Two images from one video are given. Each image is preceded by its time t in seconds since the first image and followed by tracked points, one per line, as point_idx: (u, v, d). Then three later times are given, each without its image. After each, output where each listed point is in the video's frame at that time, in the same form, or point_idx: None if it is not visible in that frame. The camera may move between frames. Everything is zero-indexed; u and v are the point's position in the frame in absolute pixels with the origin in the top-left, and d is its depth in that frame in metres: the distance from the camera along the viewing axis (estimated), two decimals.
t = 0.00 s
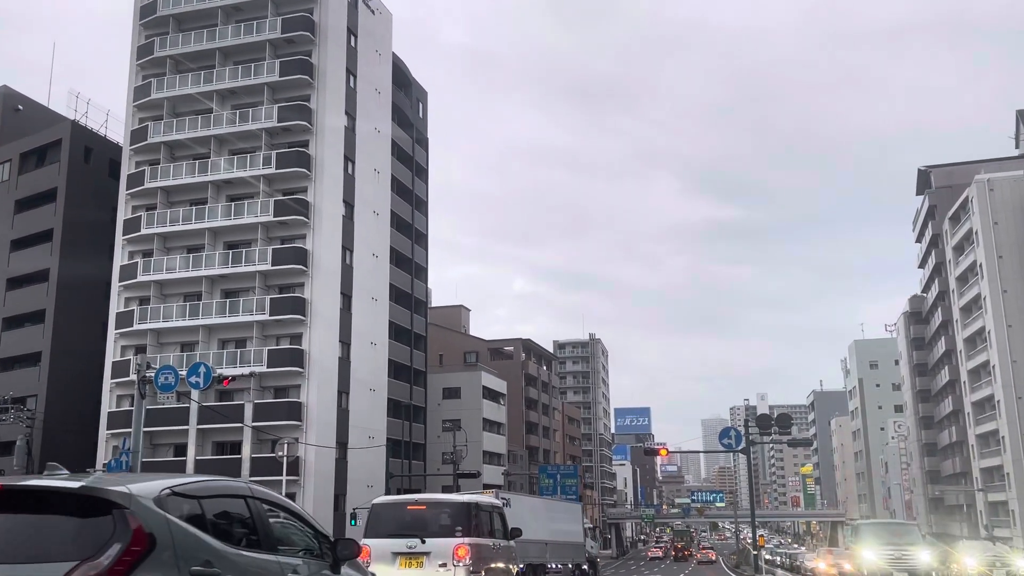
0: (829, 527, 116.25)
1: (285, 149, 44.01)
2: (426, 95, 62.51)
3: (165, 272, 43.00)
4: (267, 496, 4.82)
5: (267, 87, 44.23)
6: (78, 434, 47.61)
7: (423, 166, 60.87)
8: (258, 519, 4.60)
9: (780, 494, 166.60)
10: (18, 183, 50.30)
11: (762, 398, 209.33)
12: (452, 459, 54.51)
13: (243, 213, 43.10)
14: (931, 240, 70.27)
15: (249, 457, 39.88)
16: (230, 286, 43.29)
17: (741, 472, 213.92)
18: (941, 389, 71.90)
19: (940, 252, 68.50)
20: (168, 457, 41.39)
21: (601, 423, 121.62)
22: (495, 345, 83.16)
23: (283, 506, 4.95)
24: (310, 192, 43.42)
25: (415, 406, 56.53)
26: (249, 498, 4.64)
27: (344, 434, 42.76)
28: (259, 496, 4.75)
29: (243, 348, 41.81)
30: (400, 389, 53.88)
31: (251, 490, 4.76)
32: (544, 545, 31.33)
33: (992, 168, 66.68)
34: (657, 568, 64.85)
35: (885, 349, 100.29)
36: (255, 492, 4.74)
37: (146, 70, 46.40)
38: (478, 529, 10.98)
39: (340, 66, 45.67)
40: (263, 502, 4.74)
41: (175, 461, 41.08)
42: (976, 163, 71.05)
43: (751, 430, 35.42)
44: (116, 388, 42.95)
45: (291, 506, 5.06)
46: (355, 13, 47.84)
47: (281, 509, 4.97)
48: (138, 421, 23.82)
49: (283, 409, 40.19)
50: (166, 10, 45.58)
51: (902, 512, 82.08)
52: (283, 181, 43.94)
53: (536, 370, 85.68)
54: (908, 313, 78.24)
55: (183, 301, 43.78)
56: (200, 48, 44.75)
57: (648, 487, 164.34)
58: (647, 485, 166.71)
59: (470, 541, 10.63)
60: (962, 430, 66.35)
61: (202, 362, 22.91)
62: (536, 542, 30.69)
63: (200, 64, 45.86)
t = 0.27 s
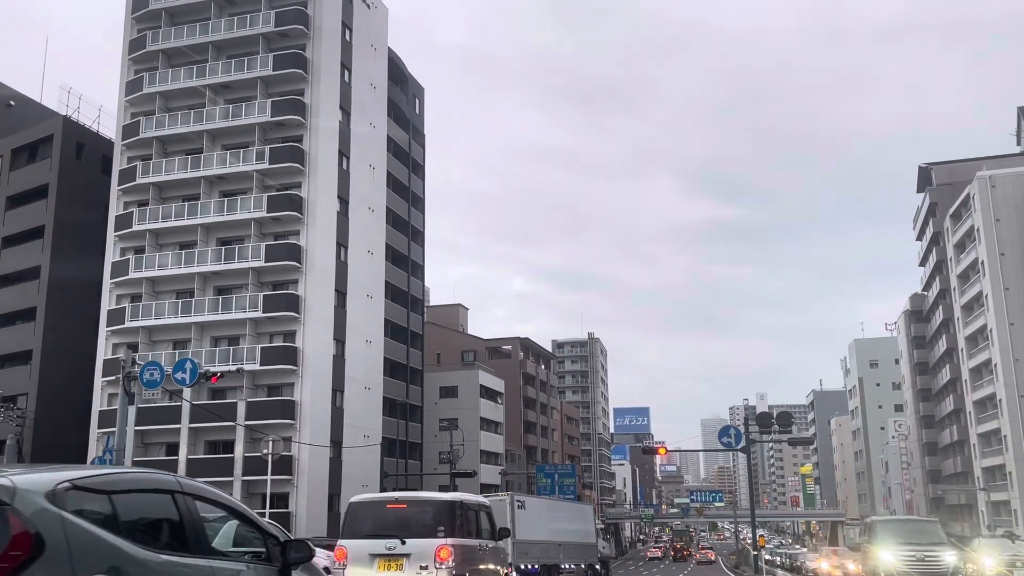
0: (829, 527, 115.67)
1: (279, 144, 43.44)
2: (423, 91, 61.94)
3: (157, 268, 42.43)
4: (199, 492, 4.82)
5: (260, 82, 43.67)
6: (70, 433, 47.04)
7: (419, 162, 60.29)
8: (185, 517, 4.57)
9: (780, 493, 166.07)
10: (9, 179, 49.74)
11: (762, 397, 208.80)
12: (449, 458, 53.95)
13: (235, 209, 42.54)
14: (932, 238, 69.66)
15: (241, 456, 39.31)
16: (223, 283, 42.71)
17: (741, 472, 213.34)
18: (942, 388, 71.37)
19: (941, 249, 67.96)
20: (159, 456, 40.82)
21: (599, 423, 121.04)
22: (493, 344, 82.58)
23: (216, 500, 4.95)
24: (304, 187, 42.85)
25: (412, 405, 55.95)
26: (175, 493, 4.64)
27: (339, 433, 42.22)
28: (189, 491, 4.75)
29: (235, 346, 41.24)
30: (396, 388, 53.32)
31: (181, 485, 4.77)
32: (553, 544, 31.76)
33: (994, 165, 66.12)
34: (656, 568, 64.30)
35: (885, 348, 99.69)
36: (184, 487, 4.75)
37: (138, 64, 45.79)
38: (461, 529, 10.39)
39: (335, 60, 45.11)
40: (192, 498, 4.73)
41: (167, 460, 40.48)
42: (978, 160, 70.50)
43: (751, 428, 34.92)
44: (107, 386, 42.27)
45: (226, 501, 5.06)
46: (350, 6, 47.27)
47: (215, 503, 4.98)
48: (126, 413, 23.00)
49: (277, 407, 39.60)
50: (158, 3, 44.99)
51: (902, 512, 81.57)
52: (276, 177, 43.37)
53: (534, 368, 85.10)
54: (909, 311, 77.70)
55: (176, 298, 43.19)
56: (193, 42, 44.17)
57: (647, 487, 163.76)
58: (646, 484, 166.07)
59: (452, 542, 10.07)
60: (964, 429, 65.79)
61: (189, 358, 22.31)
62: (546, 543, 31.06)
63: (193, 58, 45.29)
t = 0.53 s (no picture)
0: (829, 527, 115.11)
1: (273, 138, 42.84)
2: (420, 87, 61.37)
3: (148, 265, 41.83)
4: (107, 485, 4.39)
5: (253, 75, 43.07)
6: (61, 433, 46.42)
7: (416, 159, 59.71)
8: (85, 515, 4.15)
9: (779, 493, 165.52)
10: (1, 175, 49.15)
11: (761, 397, 208.35)
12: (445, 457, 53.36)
13: (228, 205, 41.95)
14: (934, 235, 69.13)
15: (234, 455, 38.70)
16: (215, 280, 42.12)
17: (741, 472, 212.74)
18: (943, 386, 70.86)
19: (943, 247, 67.44)
20: (151, 456, 40.21)
21: (598, 422, 120.48)
22: (491, 342, 82.01)
23: (139, 496, 4.53)
24: (298, 182, 42.27)
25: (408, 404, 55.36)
26: (78, 488, 4.20)
27: (333, 431, 41.64)
28: (95, 485, 4.31)
29: (228, 343, 40.64)
30: (392, 386, 52.73)
31: (86, 477, 4.33)
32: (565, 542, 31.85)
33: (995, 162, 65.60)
34: (655, 568, 63.76)
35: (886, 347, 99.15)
36: (89, 481, 4.30)
37: (130, 58, 45.18)
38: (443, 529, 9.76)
39: (329, 54, 44.53)
40: (99, 494, 4.30)
41: (158, 459, 39.87)
42: (979, 157, 69.98)
43: (752, 426, 34.36)
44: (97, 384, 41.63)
45: (151, 497, 4.65)
46: None
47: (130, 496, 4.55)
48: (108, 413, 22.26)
49: (270, 406, 38.99)
50: None
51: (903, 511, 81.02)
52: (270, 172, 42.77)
53: (533, 367, 84.53)
54: (909, 310, 77.16)
55: (168, 295, 42.58)
56: (186, 35, 43.57)
57: (647, 486, 163.15)
58: (645, 484, 165.51)
59: (433, 542, 9.44)
60: (965, 428, 65.22)
61: (175, 354, 21.76)
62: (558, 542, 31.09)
63: (186, 52, 44.67)
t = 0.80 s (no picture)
0: (829, 527, 114.59)
1: (266, 133, 42.25)
2: (417, 83, 60.80)
3: (140, 261, 41.27)
4: None
5: (246, 70, 42.48)
6: (52, 432, 45.83)
7: (413, 156, 59.13)
8: None
9: (779, 493, 165.05)
10: None
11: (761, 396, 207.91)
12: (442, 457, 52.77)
13: (221, 200, 41.40)
14: (935, 233, 68.58)
15: (226, 454, 38.10)
16: (208, 276, 41.55)
17: (740, 472, 212.19)
18: (944, 385, 70.32)
19: (944, 245, 66.89)
20: (142, 455, 39.63)
21: (597, 421, 120.01)
22: (489, 341, 81.44)
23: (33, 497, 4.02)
24: (291, 177, 41.71)
25: (405, 403, 54.81)
26: None
27: (327, 430, 41.07)
28: None
29: (221, 341, 40.09)
30: (389, 385, 52.17)
31: None
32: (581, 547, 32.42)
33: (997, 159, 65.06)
34: (654, 569, 63.21)
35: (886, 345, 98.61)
36: None
37: (122, 52, 44.61)
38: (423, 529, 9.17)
39: (323, 47, 43.96)
40: None
41: (150, 458, 39.30)
42: (980, 154, 69.42)
43: (752, 424, 33.77)
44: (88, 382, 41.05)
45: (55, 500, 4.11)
46: None
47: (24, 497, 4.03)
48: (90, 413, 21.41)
49: (262, 404, 38.42)
50: None
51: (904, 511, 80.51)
52: (263, 167, 42.22)
53: (531, 366, 83.96)
54: (910, 308, 76.61)
55: (160, 291, 41.99)
56: (178, 29, 42.98)
57: (646, 486, 162.58)
58: (645, 484, 165.01)
59: (411, 544, 8.85)
60: (967, 427, 64.67)
61: (159, 349, 21.19)
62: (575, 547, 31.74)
63: (179, 45, 44.07)
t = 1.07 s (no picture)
0: (830, 527, 114.02)
1: (259, 127, 41.69)
2: (414, 79, 60.23)
3: (132, 258, 40.70)
4: None
5: (240, 63, 41.92)
6: (43, 431, 45.22)
7: (409, 152, 58.56)
8: None
9: (778, 493, 164.44)
10: None
11: (761, 396, 207.41)
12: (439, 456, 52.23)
13: (214, 196, 40.82)
14: (936, 231, 68.06)
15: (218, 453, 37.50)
16: (201, 273, 40.98)
17: (740, 471, 211.70)
18: (946, 384, 69.74)
19: (946, 242, 66.37)
20: (133, 454, 39.04)
21: (597, 421, 119.43)
22: (487, 340, 80.86)
23: None
24: (285, 173, 41.15)
25: (401, 401, 54.23)
26: None
27: (321, 429, 40.51)
28: None
29: (213, 338, 39.52)
30: (385, 383, 51.61)
31: None
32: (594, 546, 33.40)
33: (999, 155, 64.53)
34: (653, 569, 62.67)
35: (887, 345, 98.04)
36: None
37: (114, 46, 44.01)
38: (399, 529, 8.60)
39: (318, 41, 43.42)
40: None
41: (141, 457, 38.72)
42: (982, 150, 68.86)
43: (752, 422, 33.20)
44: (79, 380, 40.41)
45: None
46: None
47: None
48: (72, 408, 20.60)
49: (255, 402, 37.84)
50: None
51: (905, 511, 79.92)
52: (257, 162, 41.66)
53: (529, 365, 83.38)
54: (911, 306, 76.10)
55: (152, 288, 41.42)
56: (171, 22, 42.41)
57: (645, 486, 162.00)
58: (644, 484, 164.46)
59: (386, 545, 8.28)
60: (969, 427, 64.14)
61: (144, 344, 20.61)
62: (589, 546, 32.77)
63: (171, 39, 43.51)
